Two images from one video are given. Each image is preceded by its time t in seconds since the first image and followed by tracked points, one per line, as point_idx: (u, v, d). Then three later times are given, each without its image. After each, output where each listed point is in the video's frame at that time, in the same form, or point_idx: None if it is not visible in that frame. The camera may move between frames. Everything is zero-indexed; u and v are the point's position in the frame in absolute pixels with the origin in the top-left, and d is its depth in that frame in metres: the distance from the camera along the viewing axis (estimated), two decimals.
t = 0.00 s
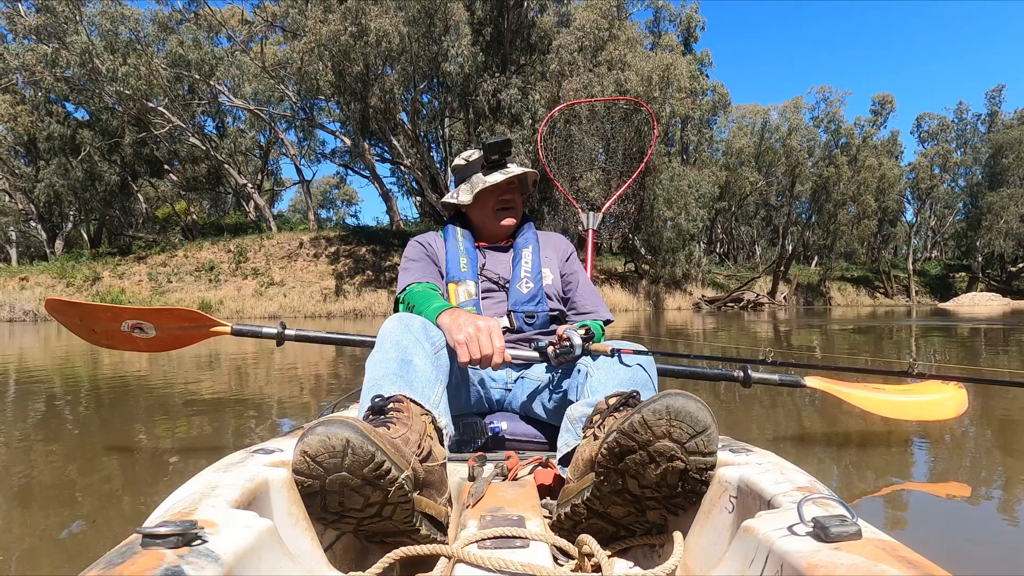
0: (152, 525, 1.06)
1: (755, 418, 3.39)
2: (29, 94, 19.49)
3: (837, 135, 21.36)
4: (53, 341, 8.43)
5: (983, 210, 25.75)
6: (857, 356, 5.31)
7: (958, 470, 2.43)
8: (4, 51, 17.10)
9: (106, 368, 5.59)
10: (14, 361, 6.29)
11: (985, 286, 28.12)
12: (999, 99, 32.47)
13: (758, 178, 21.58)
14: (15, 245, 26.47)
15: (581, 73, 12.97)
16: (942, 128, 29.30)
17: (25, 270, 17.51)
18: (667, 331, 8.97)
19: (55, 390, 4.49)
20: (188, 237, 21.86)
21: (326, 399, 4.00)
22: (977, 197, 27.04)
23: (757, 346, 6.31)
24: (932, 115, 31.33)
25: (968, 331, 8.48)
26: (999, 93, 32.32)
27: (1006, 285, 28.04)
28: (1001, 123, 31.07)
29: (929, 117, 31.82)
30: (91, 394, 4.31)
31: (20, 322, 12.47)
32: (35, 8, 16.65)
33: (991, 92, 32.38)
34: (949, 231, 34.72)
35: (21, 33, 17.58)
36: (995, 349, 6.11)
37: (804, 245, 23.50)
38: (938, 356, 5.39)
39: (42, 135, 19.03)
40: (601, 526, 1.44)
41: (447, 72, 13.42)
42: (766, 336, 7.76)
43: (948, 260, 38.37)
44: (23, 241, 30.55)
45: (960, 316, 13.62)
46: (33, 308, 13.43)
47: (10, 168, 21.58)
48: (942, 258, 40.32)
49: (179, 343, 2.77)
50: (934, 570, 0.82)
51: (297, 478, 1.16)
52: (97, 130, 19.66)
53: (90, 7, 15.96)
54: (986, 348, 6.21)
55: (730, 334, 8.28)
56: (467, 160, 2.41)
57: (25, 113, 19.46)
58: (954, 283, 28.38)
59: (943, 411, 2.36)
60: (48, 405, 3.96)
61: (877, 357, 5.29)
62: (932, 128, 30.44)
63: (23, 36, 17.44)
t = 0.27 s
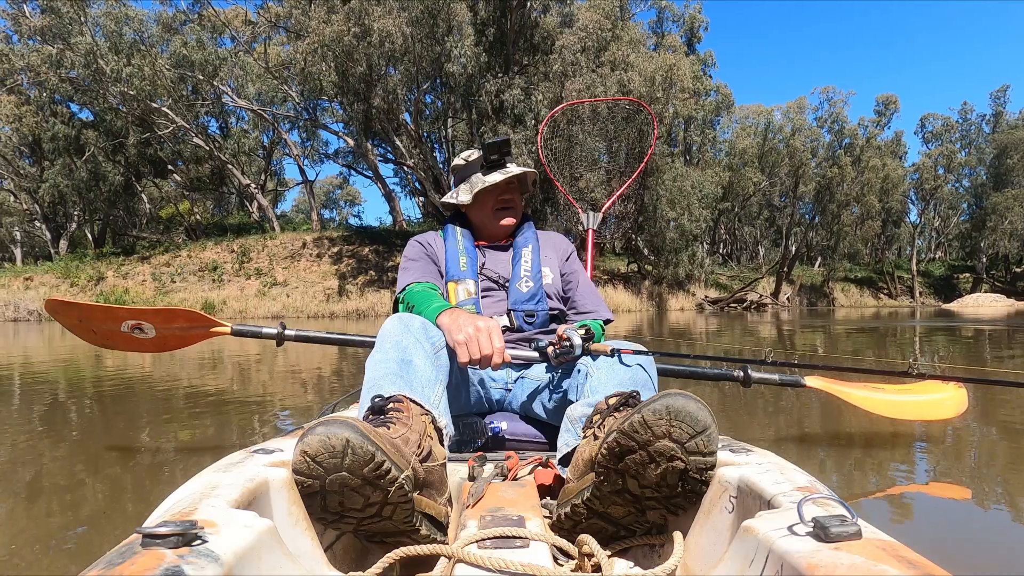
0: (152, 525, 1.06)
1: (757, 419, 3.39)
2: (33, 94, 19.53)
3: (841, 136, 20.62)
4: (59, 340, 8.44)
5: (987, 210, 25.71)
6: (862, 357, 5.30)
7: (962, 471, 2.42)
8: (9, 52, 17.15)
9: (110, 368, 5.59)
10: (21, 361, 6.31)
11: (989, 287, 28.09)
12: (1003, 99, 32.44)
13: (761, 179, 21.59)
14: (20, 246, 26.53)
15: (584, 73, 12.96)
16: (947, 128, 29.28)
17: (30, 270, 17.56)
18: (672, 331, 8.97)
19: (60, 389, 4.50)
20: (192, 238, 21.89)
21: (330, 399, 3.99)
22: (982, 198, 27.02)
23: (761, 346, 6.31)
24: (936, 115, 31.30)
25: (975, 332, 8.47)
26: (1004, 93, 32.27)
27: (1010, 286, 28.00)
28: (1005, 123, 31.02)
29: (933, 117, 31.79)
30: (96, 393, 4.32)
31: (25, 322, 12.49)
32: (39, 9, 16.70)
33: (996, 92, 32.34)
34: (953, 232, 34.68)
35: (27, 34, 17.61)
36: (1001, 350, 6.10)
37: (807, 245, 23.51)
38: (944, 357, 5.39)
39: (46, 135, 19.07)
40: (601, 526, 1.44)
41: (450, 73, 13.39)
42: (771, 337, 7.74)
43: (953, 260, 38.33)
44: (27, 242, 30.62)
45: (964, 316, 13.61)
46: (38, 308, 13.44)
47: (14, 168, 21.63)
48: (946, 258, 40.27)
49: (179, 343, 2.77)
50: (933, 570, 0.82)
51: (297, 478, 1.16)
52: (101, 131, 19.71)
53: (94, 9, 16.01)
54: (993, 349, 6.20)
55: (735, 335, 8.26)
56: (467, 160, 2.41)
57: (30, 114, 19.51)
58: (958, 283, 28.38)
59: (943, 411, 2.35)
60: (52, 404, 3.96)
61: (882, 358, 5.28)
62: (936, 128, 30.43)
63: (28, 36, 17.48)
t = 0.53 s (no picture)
0: (152, 525, 1.06)
1: (760, 419, 3.39)
2: (39, 94, 19.55)
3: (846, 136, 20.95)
4: (66, 339, 8.45)
5: (993, 211, 25.65)
6: (866, 358, 5.30)
7: (966, 473, 2.42)
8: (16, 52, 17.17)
9: (116, 367, 5.59)
10: (27, 359, 6.31)
11: (995, 288, 28.01)
12: (1010, 100, 32.36)
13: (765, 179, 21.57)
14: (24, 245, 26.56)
15: (588, 73, 12.93)
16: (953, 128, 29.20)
17: (35, 269, 17.59)
18: (675, 332, 8.96)
19: (65, 387, 4.49)
20: (196, 237, 21.88)
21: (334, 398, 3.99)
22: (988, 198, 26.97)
23: (766, 347, 6.30)
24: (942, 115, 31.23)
25: (981, 334, 8.44)
26: (1010, 93, 32.17)
27: (1016, 287, 27.93)
28: (1012, 124, 30.91)
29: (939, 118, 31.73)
30: (101, 392, 4.32)
31: (30, 321, 12.50)
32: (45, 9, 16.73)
33: (1003, 93, 32.23)
34: (959, 233, 34.58)
35: (33, 34, 17.62)
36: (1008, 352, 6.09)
37: (812, 245, 23.48)
38: (950, 359, 5.37)
39: (52, 135, 19.09)
40: (600, 526, 1.44)
41: (454, 73, 13.37)
42: (776, 338, 7.73)
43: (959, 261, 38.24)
44: (32, 240, 30.67)
45: (970, 318, 13.57)
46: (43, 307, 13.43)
47: (20, 167, 21.65)
48: (952, 259, 40.18)
49: (178, 344, 2.77)
50: (933, 570, 0.82)
51: (297, 478, 1.16)
52: (106, 130, 19.72)
53: (100, 9, 16.07)
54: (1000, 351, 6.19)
55: (739, 335, 8.25)
56: (466, 160, 2.41)
57: (36, 114, 19.52)
58: (963, 284, 28.35)
59: (943, 411, 2.36)
60: (56, 403, 3.94)
61: (886, 359, 5.27)
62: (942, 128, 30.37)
63: (34, 36, 17.50)
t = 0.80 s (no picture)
0: (151, 525, 1.06)
1: (763, 418, 3.39)
2: (46, 94, 19.59)
3: (851, 135, 21.39)
4: (74, 338, 8.47)
5: (999, 211, 25.63)
6: (871, 358, 5.29)
7: (969, 473, 2.42)
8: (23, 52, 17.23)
9: (122, 366, 5.59)
10: (35, 357, 6.33)
11: (1001, 289, 27.98)
12: (1016, 99, 32.31)
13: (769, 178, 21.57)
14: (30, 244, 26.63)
15: (592, 73, 12.94)
16: (958, 128, 29.17)
17: (41, 268, 17.64)
18: (680, 332, 8.95)
19: (72, 386, 4.50)
20: (201, 237, 21.90)
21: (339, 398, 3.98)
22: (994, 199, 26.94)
23: (772, 347, 6.29)
24: (948, 115, 31.22)
25: (989, 334, 8.41)
26: (1016, 92, 32.11)
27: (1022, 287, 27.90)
28: (1017, 124, 30.86)
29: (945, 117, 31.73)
30: (107, 390, 4.32)
31: (37, 320, 12.53)
32: (51, 9, 16.77)
33: (1010, 92, 32.17)
34: (965, 233, 34.54)
35: (40, 34, 17.66)
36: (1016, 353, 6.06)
37: (817, 245, 23.48)
38: (956, 359, 5.36)
39: (58, 135, 19.11)
40: (601, 525, 1.44)
41: (458, 73, 13.37)
42: (781, 338, 7.71)
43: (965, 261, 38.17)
44: (39, 240, 30.75)
45: (977, 318, 13.58)
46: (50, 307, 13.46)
47: (26, 167, 21.70)
48: (958, 259, 40.13)
49: (178, 343, 2.77)
50: (933, 569, 0.82)
51: (297, 478, 1.16)
52: (112, 130, 19.75)
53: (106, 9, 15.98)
54: (1007, 352, 6.16)
55: (744, 335, 8.24)
56: (466, 159, 2.41)
57: (42, 114, 19.55)
58: (969, 285, 28.35)
59: (943, 411, 2.36)
60: (62, 401, 3.94)
61: (892, 359, 5.25)
62: (948, 128, 30.33)
63: (40, 36, 17.55)
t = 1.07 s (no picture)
0: (151, 524, 1.06)
1: (766, 419, 3.38)
2: (53, 96, 19.66)
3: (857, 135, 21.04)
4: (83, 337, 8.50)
5: (1006, 211, 25.54)
6: (878, 359, 5.26)
7: (974, 474, 2.40)
8: (31, 53, 17.31)
9: (129, 365, 5.60)
10: (45, 357, 6.36)
11: (1008, 288, 27.89)
12: None
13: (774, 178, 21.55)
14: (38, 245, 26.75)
15: (597, 73, 12.91)
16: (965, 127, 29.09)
17: (48, 268, 17.72)
18: (685, 332, 8.93)
19: (79, 385, 4.51)
20: (207, 237, 21.95)
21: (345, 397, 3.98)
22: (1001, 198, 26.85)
23: (778, 348, 6.27)
24: (955, 114, 31.15)
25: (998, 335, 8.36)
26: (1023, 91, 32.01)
27: None
28: None
29: (952, 116, 31.68)
30: (114, 389, 4.33)
31: (44, 320, 12.55)
32: (59, 11, 16.84)
33: (1017, 91, 32.05)
34: (972, 232, 34.43)
35: (47, 35, 17.71)
36: None
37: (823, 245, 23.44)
38: (965, 360, 5.32)
39: (65, 137, 19.16)
40: (601, 526, 1.44)
41: (463, 73, 13.37)
42: (786, 339, 7.68)
43: (972, 261, 38.04)
44: (46, 240, 30.89)
45: (984, 318, 13.55)
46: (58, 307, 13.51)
47: (34, 168, 21.78)
48: (965, 259, 40.00)
49: (179, 343, 2.77)
50: (932, 570, 0.82)
51: (296, 478, 1.16)
52: (119, 131, 19.80)
53: (112, 10, 15.65)
54: (1016, 352, 6.12)
55: (750, 336, 8.22)
56: (467, 159, 2.42)
57: (50, 115, 19.60)
58: (976, 285, 28.31)
59: (943, 411, 2.36)
60: (70, 400, 3.96)
61: (899, 360, 5.23)
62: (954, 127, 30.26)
63: (47, 38, 17.62)
